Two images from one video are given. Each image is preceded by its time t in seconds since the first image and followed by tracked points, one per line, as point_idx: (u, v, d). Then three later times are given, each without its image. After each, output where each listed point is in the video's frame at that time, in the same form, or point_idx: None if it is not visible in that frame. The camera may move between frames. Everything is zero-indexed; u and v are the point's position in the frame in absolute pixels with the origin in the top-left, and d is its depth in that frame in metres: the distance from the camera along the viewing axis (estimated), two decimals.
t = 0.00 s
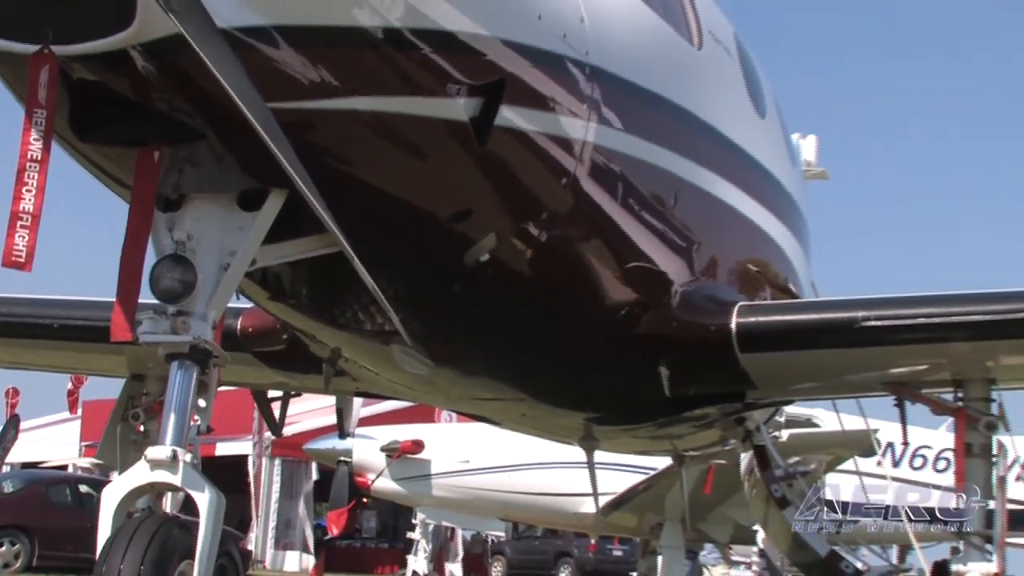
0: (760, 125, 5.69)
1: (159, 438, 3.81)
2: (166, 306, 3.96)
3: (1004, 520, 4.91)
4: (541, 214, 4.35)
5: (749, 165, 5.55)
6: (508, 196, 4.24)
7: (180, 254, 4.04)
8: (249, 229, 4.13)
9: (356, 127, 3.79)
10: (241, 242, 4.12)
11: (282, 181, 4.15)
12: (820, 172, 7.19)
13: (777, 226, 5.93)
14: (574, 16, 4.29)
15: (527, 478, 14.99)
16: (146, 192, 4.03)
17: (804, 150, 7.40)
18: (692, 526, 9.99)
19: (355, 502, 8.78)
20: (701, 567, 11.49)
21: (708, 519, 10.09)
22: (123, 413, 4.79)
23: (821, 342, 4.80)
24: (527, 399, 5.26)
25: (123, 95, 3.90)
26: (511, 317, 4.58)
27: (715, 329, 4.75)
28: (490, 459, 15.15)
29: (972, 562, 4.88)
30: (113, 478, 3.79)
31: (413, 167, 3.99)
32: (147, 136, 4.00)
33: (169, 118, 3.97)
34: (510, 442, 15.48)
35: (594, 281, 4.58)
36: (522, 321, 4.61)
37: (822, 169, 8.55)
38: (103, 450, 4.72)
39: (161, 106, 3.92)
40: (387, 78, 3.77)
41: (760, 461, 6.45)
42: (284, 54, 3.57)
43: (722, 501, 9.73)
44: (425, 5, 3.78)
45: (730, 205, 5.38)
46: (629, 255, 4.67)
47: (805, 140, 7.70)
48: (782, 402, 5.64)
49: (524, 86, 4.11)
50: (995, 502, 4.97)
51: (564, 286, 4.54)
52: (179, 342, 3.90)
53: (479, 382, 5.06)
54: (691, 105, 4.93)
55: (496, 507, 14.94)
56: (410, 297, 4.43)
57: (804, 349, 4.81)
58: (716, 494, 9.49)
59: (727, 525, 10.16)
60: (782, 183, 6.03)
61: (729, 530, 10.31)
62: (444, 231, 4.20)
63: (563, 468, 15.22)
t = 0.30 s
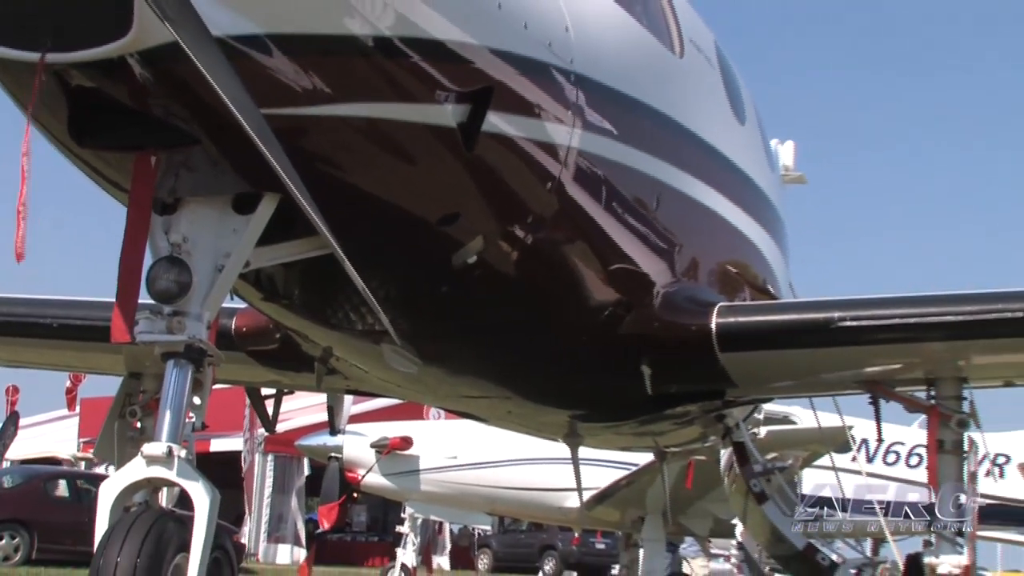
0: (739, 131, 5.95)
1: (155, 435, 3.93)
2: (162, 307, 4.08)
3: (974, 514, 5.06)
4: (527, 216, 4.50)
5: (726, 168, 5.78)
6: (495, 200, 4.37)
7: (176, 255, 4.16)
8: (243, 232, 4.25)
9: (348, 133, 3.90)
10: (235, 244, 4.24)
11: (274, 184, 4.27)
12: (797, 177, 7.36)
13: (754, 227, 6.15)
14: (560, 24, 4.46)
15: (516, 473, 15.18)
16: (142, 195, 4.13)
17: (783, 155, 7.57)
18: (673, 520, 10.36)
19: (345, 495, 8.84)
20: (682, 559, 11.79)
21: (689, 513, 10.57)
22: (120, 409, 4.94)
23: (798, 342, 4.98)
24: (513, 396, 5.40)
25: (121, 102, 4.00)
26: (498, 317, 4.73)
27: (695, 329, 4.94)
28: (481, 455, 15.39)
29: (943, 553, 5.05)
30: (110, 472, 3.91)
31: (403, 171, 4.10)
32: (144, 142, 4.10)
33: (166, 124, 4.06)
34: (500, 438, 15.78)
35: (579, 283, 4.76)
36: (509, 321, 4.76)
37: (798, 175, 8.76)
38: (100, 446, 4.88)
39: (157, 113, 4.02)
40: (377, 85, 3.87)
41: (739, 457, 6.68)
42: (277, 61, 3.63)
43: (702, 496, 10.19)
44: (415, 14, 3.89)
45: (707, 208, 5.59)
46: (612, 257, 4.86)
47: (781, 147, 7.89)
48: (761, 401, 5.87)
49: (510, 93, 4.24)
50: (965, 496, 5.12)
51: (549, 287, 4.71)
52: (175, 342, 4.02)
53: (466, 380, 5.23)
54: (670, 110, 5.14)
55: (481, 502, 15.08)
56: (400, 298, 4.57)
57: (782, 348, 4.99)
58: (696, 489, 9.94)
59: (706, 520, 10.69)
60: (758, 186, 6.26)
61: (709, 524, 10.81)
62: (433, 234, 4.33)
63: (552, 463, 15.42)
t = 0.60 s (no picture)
0: (728, 136, 6.07)
1: (155, 430, 4.01)
2: (162, 306, 4.16)
3: (957, 511, 5.15)
4: (521, 218, 4.59)
5: (716, 171, 5.89)
6: (489, 201, 4.46)
7: (176, 256, 4.24)
8: (242, 231, 4.33)
9: (345, 136, 3.98)
10: (234, 244, 4.31)
11: (273, 185, 4.35)
12: (786, 180, 7.47)
13: (742, 229, 6.26)
14: (553, 30, 4.55)
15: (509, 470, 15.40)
16: (144, 196, 4.20)
17: (771, 158, 7.69)
18: (663, 516, 10.52)
19: (343, 491, 8.91)
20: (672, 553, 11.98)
21: (678, 509, 10.75)
22: (121, 407, 5.02)
23: (785, 342, 5.09)
24: (507, 393, 5.50)
25: (122, 105, 4.06)
26: (492, 317, 4.83)
27: (685, 328, 5.06)
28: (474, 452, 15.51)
29: (926, 549, 5.13)
30: (112, 468, 3.99)
31: (399, 173, 4.19)
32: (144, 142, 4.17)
33: (167, 127, 4.13)
34: (494, 436, 15.91)
35: (571, 283, 4.87)
36: (503, 321, 4.86)
37: (786, 178, 8.90)
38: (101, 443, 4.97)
39: (158, 115, 4.08)
40: (374, 89, 3.94)
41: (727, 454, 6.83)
42: (276, 66, 3.71)
43: (691, 494, 10.39)
44: (411, 19, 3.95)
45: (697, 210, 5.70)
46: (604, 258, 4.96)
47: (770, 151, 8.01)
48: (750, 400, 5.98)
49: (504, 97, 4.33)
50: (949, 493, 5.21)
51: (543, 287, 4.82)
52: (174, 340, 4.10)
53: (460, 378, 5.33)
54: (660, 115, 5.24)
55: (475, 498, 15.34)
56: (397, 298, 4.66)
57: (770, 347, 5.09)
58: (684, 486, 10.13)
59: (694, 515, 10.86)
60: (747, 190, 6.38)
61: (697, 519, 10.97)
62: (428, 235, 4.42)
63: (544, 460, 15.56)
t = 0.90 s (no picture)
0: (720, 143, 6.22)
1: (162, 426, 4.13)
2: (170, 306, 4.28)
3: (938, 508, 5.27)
4: (518, 222, 4.73)
5: (707, 176, 6.03)
6: (487, 205, 4.60)
7: (184, 257, 4.36)
8: (248, 234, 4.46)
9: (348, 141, 4.10)
10: (240, 245, 4.44)
11: (278, 189, 4.49)
12: (776, 186, 7.62)
13: (732, 233, 6.40)
14: (550, 39, 4.69)
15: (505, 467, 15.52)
16: (152, 202, 4.36)
17: (761, 164, 7.84)
18: (654, 511, 10.70)
19: (343, 487, 9.04)
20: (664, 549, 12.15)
21: (669, 505, 10.92)
22: (128, 403, 5.15)
23: (774, 342, 5.23)
24: (503, 391, 5.64)
25: (132, 110, 4.17)
26: (490, 317, 4.96)
27: (677, 329, 5.20)
28: (471, 449, 15.66)
29: (910, 544, 5.24)
30: (120, 463, 4.09)
31: (400, 177, 4.31)
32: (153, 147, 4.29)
33: (176, 131, 4.26)
34: (489, 435, 16.06)
35: (566, 285, 5.00)
36: (500, 321, 4.99)
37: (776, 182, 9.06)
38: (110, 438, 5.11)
39: (166, 120, 4.20)
40: (376, 95, 4.07)
41: (716, 451, 6.98)
42: (281, 72, 3.82)
43: (682, 489, 10.56)
44: (412, 28, 4.08)
45: (688, 214, 5.84)
46: (598, 261, 5.10)
47: (760, 157, 8.17)
48: (739, 398, 6.13)
49: (502, 104, 4.46)
50: (932, 490, 5.34)
51: (540, 289, 4.95)
52: (181, 338, 4.21)
53: (458, 376, 5.47)
54: (653, 122, 5.38)
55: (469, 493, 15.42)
56: (397, 298, 4.79)
57: (759, 347, 5.23)
58: (676, 482, 10.30)
59: (685, 511, 11.04)
60: (737, 195, 6.53)
61: (688, 515, 11.14)
62: (428, 238, 4.55)
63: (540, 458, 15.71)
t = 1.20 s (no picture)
0: (714, 150, 6.35)
1: (170, 424, 4.23)
2: (178, 307, 4.39)
3: (927, 506, 5.40)
4: (518, 226, 4.85)
5: (702, 182, 6.16)
6: (487, 210, 4.72)
7: (192, 260, 4.48)
8: (254, 237, 4.58)
9: (352, 148, 4.21)
10: (246, 249, 4.56)
11: (284, 194, 4.60)
12: (769, 191, 7.75)
13: (726, 237, 6.54)
14: (550, 49, 4.81)
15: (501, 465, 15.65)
16: (161, 205, 4.45)
17: (754, 171, 7.98)
18: (649, 508, 10.86)
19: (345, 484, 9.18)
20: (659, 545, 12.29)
21: (664, 503, 11.08)
22: (137, 402, 5.28)
23: (765, 344, 5.36)
24: (502, 391, 5.77)
25: (142, 116, 4.27)
26: (490, 319, 5.08)
27: (672, 331, 5.34)
28: (469, 447, 15.82)
29: (898, 541, 5.34)
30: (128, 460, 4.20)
31: (403, 183, 4.43)
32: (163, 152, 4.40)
33: (185, 138, 4.36)
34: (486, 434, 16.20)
35: (564, 288, 5.13)
36: (500, 323, 5.12)
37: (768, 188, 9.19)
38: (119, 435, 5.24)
39: (175, 127, 4.30)
40: (380, 103, 4.18)
41: (710, 450, 7.12)
42: (287, 80, 3.93)
43: (677, 487, 10.72)
44: (415, 38, 4.20)
45: (684, 219, 5.97)
46: (596, 264, 5.23)
47: (753, 163, 8.31)
48: (732, 399, 6.26)
49: (503, 111, 4.59)
50: (919, 489, 5.47)
51: (538, 292, 5.08)
52: (188, 339, 4.31)
53: (458, 376, 5.59)
54: (649, 129, 5.51)
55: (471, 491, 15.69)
56: (400, 301, 4.91)
57: (751, 349, 5.36)
58: (671, 479, 10.46)
59: (679, 508, 11.21)
60: (731, 201, 6.66)
61: (682, 511, 11.30)
62: (430, 241, 4.67)
63: (536, 456, 15.85)
